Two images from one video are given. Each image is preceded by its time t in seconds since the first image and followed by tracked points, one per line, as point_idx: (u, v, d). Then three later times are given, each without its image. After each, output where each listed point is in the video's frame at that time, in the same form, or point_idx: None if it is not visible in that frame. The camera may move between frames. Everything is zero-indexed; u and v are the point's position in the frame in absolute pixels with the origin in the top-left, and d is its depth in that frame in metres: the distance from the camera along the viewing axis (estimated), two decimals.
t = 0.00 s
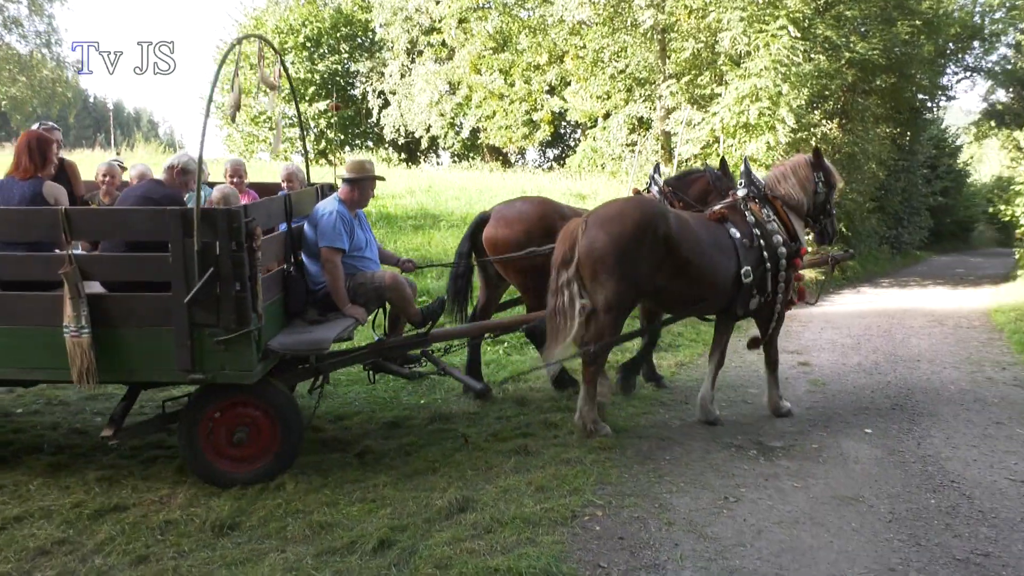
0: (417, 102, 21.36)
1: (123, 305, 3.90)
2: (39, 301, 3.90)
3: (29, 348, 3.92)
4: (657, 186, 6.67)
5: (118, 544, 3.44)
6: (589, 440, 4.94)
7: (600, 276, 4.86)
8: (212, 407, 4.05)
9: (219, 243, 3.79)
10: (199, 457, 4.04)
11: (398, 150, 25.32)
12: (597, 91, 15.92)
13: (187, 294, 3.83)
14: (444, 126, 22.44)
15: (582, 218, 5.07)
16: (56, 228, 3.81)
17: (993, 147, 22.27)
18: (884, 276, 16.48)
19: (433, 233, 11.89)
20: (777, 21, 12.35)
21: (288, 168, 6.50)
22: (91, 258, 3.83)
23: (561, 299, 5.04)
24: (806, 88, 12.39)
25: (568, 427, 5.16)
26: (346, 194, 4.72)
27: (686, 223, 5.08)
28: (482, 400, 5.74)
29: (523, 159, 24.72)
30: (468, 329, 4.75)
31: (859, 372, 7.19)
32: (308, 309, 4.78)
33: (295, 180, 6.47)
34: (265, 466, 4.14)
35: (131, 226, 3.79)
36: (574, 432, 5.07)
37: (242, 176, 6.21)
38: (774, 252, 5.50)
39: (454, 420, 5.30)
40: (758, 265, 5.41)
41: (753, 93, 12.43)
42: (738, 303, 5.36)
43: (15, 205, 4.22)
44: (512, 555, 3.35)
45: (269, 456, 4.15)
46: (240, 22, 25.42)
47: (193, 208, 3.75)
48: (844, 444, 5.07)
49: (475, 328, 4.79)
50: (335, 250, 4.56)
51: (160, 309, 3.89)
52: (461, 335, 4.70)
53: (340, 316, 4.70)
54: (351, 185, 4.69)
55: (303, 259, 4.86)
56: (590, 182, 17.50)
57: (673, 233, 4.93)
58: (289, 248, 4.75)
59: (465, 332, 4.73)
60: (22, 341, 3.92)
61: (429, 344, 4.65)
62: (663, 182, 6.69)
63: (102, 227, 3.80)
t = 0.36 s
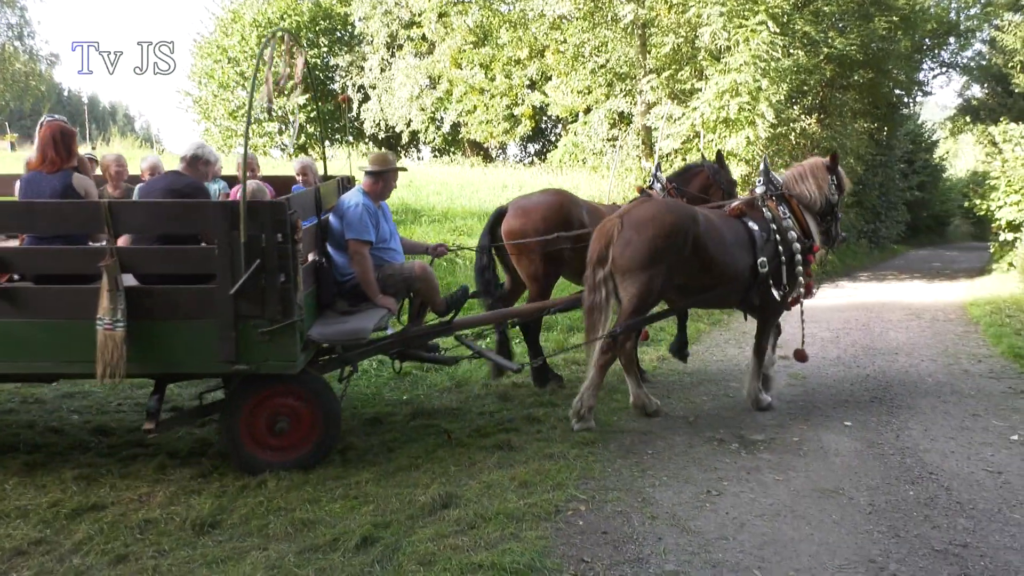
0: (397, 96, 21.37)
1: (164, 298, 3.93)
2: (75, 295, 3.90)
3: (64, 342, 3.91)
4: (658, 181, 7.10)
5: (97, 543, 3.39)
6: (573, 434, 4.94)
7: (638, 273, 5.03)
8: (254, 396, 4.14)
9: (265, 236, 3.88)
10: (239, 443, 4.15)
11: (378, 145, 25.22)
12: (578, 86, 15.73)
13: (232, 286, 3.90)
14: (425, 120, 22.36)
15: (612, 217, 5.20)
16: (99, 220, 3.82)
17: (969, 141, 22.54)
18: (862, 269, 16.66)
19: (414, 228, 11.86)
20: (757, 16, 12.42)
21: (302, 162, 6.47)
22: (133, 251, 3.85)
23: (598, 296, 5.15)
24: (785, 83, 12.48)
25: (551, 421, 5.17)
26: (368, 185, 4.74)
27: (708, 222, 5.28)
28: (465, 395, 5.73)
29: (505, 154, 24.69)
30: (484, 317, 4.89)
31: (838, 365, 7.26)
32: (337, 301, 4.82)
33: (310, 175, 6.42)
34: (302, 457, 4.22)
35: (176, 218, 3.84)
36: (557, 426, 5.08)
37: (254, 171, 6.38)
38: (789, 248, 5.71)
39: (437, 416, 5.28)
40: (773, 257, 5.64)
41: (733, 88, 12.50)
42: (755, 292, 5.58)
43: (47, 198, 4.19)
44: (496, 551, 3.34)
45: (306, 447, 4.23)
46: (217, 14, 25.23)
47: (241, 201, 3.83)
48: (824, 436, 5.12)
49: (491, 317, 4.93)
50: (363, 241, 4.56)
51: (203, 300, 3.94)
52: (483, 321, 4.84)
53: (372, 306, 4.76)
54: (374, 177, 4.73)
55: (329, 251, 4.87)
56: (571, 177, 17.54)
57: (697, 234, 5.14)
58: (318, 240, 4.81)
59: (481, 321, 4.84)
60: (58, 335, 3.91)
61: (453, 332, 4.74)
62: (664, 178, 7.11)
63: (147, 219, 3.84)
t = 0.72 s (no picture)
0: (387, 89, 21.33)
1: (232, 287, 4.00)
2: (141, 285, 3.93)
3: (128, 332, 3.94)
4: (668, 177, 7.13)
5: (84, 539, 3.37)
6: (563, 428, 4.95)
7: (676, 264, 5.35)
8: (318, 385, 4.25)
9: (333, 226, 3.99)
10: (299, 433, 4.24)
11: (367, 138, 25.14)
12: (568, 79, 15.71)
13: (299, 275, 4.00)
14: (414, 113, 22.23)
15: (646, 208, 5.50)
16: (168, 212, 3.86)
17: (956, 135, 22.66)
18: (850, 263, 16.74)
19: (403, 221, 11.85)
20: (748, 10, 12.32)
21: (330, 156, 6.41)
22: (201, 242, 3.91)
23: (635, 283, 5.39)
24: (774, 77, 12.51)
25: (541, 415, 5.17)
26: (411, 177, 4.75)
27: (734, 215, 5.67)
28: (455, 390, 5.72)
29: (494, 148, 24.63)
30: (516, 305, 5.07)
31: (827, 359, 7.30)
32: (384, 290, 4.92)
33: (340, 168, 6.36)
34: (361, 440, 4.37)
35: (245, 209, 3.91)
36: (547, 420, 5.08)
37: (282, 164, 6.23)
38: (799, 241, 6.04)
39: (428, 410, 5.27)
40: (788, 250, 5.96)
41: (723, 82, 12.53)
42: (769, 284, 5.92)
43: (108, 188, 4.21)
44: (487, 545, 3.34)
45: (366, 430, 4.38)
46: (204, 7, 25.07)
47: (310, 192, 3.92)
48: (813, 429, 5.14)
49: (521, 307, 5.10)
50: (408, 232, 4.62)
51: (270, 288, 4.03)
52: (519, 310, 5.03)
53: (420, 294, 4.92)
54: (416, 169, 4.75)
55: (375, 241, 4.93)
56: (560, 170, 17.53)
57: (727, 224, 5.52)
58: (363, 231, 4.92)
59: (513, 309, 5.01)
60: (124, 325, 3.95)
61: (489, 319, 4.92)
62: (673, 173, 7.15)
63: (215, 210, 3.90)
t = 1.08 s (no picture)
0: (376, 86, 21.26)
1: (300, 278, 4.10)
2: (207, 277, 3.99)
3: (197, 324, 4.01)
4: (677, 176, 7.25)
5: (70, 539, 3.33)
6: (553, 426, 4.94)
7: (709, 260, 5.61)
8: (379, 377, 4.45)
9: (395, 218, 4.15)
10: (356, 418, 4.42)
11: (357, 136, 25.07)
12: (557, 77, 15.65)
13: (364, 266, 4.14)
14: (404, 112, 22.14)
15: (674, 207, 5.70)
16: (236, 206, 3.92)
17: (943, 135, 22.80)
18: (837, 262, 16.81)
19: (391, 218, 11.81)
20: (735, 9, 12.50)
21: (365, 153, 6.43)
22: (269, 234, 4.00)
23: (670, 279, 5.58)
24: (763, 76, 12.62)
25: (531, 413, 5.16)
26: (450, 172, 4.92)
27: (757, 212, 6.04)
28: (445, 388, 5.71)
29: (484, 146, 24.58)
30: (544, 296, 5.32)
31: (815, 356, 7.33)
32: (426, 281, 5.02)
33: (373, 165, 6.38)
34: (412, 428, 4.59)
35: (312, 202, 4.01)
36: (537, 418, 5.07)
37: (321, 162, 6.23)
38: (815, 237, 6.63)
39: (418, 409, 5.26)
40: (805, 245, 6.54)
41: (712, 81, 12.59)
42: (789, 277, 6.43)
43: (178, 184, 4.25)
44: (476, 544, 3.33)
45: (417, 419, 4.62)
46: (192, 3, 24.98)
47: (375, 185, 4.06)
48: (801, 427, 5.16)
49: (547, 298, 5.34)
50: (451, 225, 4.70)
51: (335, 280, 4.17)
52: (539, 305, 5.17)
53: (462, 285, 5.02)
54: (455, 163, 4.89)
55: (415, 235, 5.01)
56: (550, 169, 17.53)
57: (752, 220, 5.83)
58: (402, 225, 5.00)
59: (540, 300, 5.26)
60: (193, 317, 4.00)
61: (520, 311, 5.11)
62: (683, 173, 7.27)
63: (283, 203, 3.98)
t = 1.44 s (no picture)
0: (363, 85, 21.17)
1: (358, 268, 4.22)
2: (266, 269, 4.06)
3: (260, 317, 4.08)
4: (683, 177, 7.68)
5: (53, 543, 3.30)
6: (541, 425, 4.94)
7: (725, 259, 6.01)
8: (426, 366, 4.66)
9: (450, 207, 4.30)
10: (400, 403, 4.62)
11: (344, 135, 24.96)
12: (544, 76, 15.64)
13: (419, 254, 4.29)
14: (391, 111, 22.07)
15: (690, 211, 6.11)
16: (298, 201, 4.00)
17: (927, 133, 22.97)
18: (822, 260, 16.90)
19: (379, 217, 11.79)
20: (720, 8, 12.57)
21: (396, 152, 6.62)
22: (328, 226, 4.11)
23: (688, 279, 6.00)
24: (748, 75, 12.64)
25: (519, 412, 5.16)
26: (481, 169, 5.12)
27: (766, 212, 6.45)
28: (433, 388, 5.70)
29: (472, 144, 24.52)
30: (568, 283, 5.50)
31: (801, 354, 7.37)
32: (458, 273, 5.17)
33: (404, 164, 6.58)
34: (456, 413, 4.81)
35: (370, 194, 4.11)
36: (525, 417, 5.07)
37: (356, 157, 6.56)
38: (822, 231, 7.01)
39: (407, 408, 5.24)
40: (813, 239, 6.92)
41: (698, 80, 12.61)
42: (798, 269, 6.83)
43: (238, 179, 4.35)
44: (464, 543, 3.33)
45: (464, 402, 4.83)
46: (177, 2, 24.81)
47: (431, 177, 4.20)
48: (787, 424, 5.19)
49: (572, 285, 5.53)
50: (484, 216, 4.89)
51: (392, 268, 4.28)
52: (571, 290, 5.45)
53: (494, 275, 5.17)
54: (487, 159, 5.09)
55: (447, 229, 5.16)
56: (537, 168, 17.52)
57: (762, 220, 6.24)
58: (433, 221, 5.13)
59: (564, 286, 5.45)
60: (255, 308, 4.07)
61: (544, 301, 5.33)
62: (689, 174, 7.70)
63: (341, 196, 4.08)
